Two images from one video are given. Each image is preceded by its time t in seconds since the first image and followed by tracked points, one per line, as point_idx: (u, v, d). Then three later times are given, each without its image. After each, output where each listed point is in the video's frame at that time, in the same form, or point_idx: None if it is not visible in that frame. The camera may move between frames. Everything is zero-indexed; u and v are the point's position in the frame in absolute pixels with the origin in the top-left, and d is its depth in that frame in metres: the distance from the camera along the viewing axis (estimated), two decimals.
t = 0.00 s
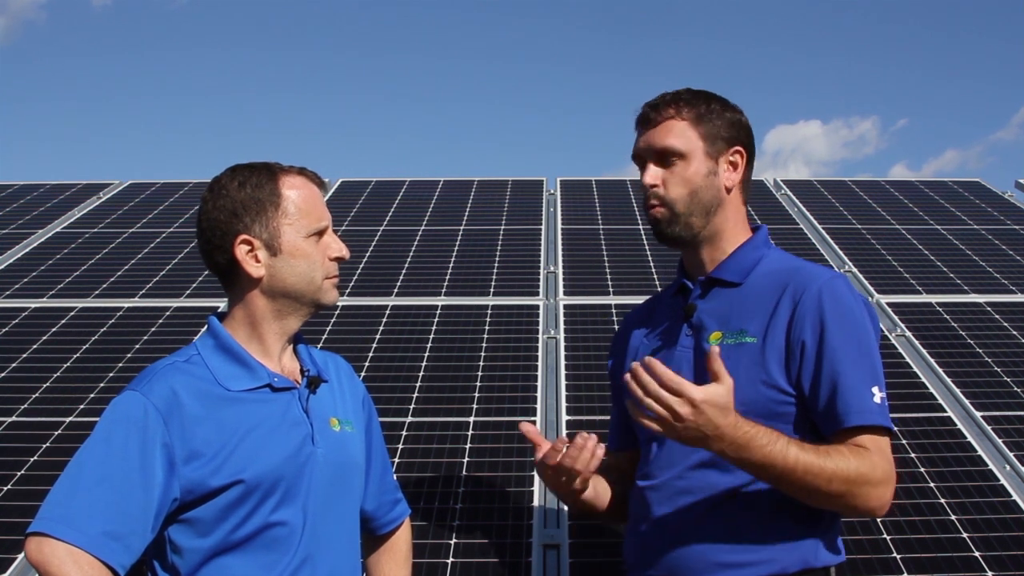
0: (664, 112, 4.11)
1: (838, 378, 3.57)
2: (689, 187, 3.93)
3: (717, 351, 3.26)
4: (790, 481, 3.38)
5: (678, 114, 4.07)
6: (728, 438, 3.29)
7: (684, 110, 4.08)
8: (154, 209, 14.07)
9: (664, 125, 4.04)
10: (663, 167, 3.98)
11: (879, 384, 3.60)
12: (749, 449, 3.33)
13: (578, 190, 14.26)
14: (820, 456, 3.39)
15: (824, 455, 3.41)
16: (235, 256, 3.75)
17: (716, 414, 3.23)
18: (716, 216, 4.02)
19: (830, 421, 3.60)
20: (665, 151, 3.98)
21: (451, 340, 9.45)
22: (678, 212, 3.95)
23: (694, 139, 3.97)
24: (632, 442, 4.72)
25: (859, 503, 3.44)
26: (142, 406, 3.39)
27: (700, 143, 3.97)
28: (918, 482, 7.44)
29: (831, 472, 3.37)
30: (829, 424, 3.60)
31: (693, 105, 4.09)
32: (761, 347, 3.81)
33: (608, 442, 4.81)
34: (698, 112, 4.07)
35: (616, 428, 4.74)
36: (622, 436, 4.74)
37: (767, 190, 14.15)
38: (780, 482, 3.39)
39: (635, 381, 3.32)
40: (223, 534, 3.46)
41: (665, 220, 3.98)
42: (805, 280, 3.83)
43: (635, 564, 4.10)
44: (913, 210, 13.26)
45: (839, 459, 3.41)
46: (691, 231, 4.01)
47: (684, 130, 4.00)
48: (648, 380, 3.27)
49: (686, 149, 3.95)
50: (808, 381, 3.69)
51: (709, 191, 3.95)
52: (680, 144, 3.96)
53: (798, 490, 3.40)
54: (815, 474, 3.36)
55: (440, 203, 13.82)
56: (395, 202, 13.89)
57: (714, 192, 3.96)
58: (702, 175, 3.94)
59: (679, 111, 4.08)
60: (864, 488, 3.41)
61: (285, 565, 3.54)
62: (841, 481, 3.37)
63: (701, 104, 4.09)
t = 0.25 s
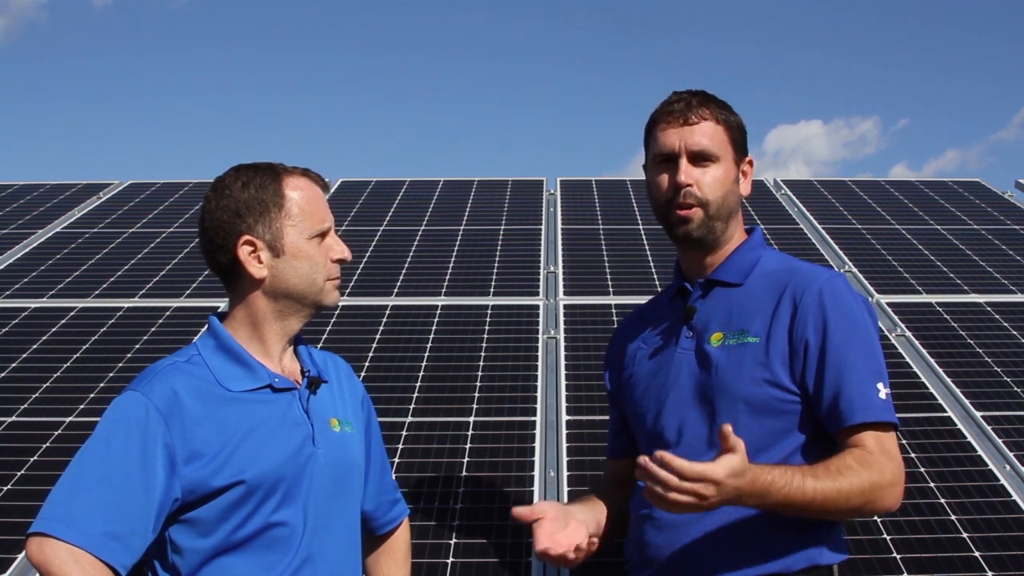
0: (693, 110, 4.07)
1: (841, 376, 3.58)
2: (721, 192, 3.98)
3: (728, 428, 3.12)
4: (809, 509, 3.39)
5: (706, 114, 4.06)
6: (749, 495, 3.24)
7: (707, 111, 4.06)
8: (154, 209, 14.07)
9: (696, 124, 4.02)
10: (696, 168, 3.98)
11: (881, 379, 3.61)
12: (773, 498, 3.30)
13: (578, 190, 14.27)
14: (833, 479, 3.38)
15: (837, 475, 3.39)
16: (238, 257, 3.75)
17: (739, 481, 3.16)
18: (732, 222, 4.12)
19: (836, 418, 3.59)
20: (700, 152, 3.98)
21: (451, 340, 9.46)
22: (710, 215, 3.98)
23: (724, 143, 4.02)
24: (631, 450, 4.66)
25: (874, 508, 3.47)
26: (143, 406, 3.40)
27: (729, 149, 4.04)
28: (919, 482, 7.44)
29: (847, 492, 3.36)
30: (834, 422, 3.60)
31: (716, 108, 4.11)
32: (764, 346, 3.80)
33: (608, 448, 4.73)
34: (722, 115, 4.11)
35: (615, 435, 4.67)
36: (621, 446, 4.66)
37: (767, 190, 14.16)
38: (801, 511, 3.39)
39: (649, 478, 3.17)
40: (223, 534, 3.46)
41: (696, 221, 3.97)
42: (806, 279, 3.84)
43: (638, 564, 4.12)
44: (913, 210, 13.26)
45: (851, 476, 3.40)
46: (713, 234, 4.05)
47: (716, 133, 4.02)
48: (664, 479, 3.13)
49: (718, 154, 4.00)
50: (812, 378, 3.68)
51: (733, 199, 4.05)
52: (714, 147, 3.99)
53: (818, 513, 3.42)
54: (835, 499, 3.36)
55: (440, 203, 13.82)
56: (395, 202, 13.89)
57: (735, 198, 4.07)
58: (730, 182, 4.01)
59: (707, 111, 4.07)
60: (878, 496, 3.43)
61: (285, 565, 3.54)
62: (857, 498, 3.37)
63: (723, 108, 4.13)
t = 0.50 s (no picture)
0: (693, 113, 4.04)
1: (845, 375, 3.59)
2: (723, 197, 3.99)
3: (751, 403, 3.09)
4: (823, 503, 3.38)
5: (706, 118, 4.04)
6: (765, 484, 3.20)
7: (706, 114, 4.04)
8: (154, 209, 14.07)
9: (696, 129, 4.00)
10: (698, 173, 3.98)
11: (882, 378, 3.64)
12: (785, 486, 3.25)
13: (578, 190, 14.27)
14: (844, 472, 3.38)
15: (847, 468, 3.40)
16: (240, 258, 3.75)
17: (756, 468, 3.12)
18: (732, 226, 4.14)
19: (841, 415, 3.60)
20: (701, 158, 3.98)
21: (451, 340, 9.46)
22: (712, 220, 3.99)
23: (723, 147, 4.01)
24: (627, 450, 4.66)
25: (882, 501, 3.49)
26: (144, 407, 3.40)
27: (730, 154, 4.04)
28: (918, 482, 7.45)
29: (858, 485, 3.37)
30: (838, 419, 3.61)
31: (716, 110, 4.09)
32: (765, 346, 3.81)
33: (602, 450, 4.73)
34: (722, 118, 4.09)
35: (609, 435, 4.67)
36: (615, 446, 4.66)
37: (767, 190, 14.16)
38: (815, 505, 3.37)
39: (667, 449, 3.13)
40: (226, 534, 3.47)
41: (698, 227, 3.99)
42: (806, 279, 3.84)
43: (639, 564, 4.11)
44: (913, 210, 13.27)
45: (861, 469, 3.41)
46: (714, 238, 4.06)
47: (717, 137, 4.01)
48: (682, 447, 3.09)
49: (719, 158, 4.00)
50: (815, 378, 3.69)
51: (733, 203, 4.06)
52: (715, 152, 3.99)
53: (830, 507, 3.41)
54: (845, 492, 3.36)
55: (439, 203, 13.82)
56: (395, 202, 13.89)
57: (735, 201, 4.08)
58: (731, 186, 4.03)
59: (707, 114, 4.05)
60: (886, 488, 3.45)
61: (287, 565, 3.55)
62: (868, 490, 3.38)
63: (721, 109, 4.11)
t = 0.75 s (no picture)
0: (678, 112, 4.04)
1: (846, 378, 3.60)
2: (708, 193, 3.96)
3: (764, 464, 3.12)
4: (827, 526, 3.45)
5: (691, 116, 4.04)
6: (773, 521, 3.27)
7: (693, 112, 4.04)
8: (153, 209, 14.07)
9: (679, 128, 4.01)
10: (681, 171, 3.97)
11: (882, 380, 3.64)
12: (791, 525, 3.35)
13: (578, 190, 14.27)
14: (845, 494, 3.43)
15: (848, 489, 3.44)
16: (239, 259, 3.75)
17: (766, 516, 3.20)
18: (725, 222, 4.10)
19: (841, 419, 3.62)
20: (684, 156, 3.97)
21: (451, 340, 9.46)
22: (697, 217, 3.98)
23: (710, 144, 4.00)
24: (627, 449, 4.66)
25: (882, 510, 3.55)
26: (145, 408, 3.40)
27: (715, 149, 4.01)
28: (918, 482, 7.45)
29: (860, 505, 3.42)
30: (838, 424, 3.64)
31: (703, 108, 4.07)
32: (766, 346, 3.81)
33: (602, 451, 4.74)
34: (710, 115, 4.07)
35: (609, 434, 4.67)
36: (615, 446, 4.66)
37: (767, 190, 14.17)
38: (821, 529, 3.45)
39: (683, 519, 3.19)
40: (228, 535, 3.47)
41: (684, 225, 3.98)
42: (807, 279, 3.84)
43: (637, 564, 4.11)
44: (913, 210, 13.27)
45: (861, 487, 3.45)
46: (703, 236, 4.04)
47: (700, 135, 4.00)
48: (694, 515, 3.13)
49: (703, 155, 3.98)
50: (815, 380, 3.70)
51: (722, 199, 4.02)
52: (699, 150, 3.97)
53: (834, 527, 3.49)
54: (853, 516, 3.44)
55: (439, 203, 13.82)
56: (395, 202, 13.89)
57: (725, 199, 4.04)
58: (718, 182, 3.99)
59: (693, 113, 4.04)
60: (886, 499, 3.51)
61: (291, 566, 3.55)
62: (869, 507, 3.44)
63: (710, 107, 4.09)
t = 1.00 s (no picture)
0: (642, 124, 4.16)
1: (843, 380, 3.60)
2: (666, 198, 4.02)
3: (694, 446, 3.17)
4: (800, 523, 3.47)
5: (655, 124, 4.11)
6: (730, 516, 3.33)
7: (664, 118, 4.10)
8: (153, 209, 14.07)
9: (641, 139, 4.13)
10: (643, 181, 4.10)
11: (882, 383, 3.63)
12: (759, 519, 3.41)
13: (578, 190, 14.28)
14: (819, 492, 3.45)
15: (823, 488, 3.45)
16: (240, 259, 3.76)
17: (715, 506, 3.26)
18: (702, 220, 4.05)
19: (836, 423, 3.63)
20: (643, 165, 4.08)
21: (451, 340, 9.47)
22: (661, 223, 4.06)
23: (671, 148, 4.02)
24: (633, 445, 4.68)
25: (867, 514, 3.53)
26: (149, 408, 3.40)
27: (673, 152, 4.01)
28: (919, 482, 7.46)
29: (835, 504, 3.43)
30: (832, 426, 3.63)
31: (672, 112, 4.10)
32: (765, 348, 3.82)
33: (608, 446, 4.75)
34: (676, 118, 4.07)
35: (616, 429, 4.69)
36: (622, 440, 4.68)
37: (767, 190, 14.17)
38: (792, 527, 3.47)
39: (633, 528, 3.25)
40: (232, 535, 3.47)
41: (652, 232, 4.11)
42: (808, 280, 3.84)
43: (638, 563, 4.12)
44: (913, 210, 13.28)
45: (839, 487, 3.45)
46: (679, 238, 4.07)
47: (658, 141, 4.06)
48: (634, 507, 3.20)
49: (659, 161, 4.04)
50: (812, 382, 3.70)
51: (687, 200, 4.00)
52: (655, 157, 4.04)
53: (809, 526, 3.50)
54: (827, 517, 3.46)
55: (439, 203, 13.82)
56: (394, 202, 13.89)
57: (692, 201, 4.01)
58: (678, 185, 4.00)
59: (656, 121, 4.11)
60: (869, 503, 3.48)
61: (294, 566, 3.55)
62: (846, 508, 3.44)
63: (682, 109, 4.08)
